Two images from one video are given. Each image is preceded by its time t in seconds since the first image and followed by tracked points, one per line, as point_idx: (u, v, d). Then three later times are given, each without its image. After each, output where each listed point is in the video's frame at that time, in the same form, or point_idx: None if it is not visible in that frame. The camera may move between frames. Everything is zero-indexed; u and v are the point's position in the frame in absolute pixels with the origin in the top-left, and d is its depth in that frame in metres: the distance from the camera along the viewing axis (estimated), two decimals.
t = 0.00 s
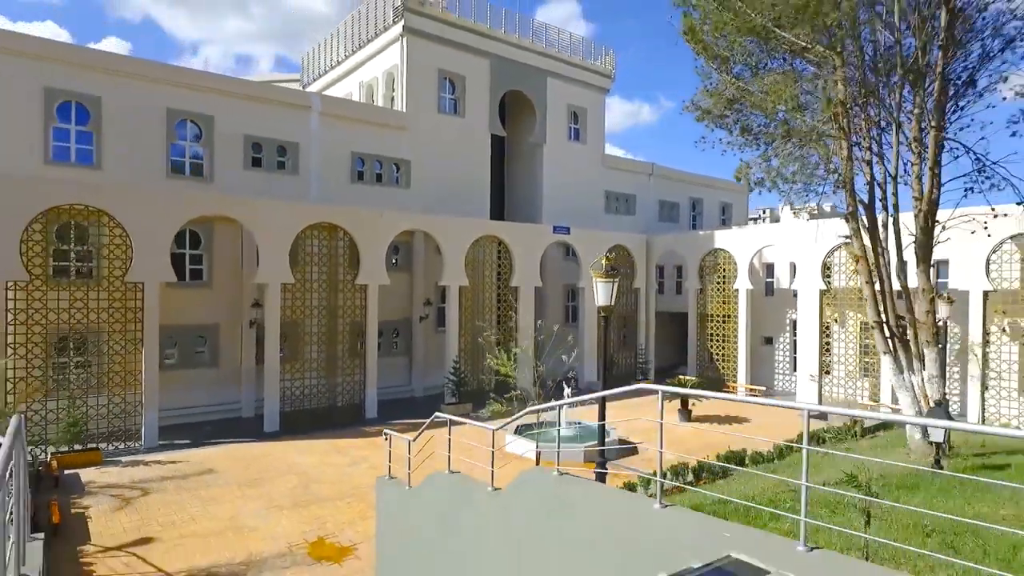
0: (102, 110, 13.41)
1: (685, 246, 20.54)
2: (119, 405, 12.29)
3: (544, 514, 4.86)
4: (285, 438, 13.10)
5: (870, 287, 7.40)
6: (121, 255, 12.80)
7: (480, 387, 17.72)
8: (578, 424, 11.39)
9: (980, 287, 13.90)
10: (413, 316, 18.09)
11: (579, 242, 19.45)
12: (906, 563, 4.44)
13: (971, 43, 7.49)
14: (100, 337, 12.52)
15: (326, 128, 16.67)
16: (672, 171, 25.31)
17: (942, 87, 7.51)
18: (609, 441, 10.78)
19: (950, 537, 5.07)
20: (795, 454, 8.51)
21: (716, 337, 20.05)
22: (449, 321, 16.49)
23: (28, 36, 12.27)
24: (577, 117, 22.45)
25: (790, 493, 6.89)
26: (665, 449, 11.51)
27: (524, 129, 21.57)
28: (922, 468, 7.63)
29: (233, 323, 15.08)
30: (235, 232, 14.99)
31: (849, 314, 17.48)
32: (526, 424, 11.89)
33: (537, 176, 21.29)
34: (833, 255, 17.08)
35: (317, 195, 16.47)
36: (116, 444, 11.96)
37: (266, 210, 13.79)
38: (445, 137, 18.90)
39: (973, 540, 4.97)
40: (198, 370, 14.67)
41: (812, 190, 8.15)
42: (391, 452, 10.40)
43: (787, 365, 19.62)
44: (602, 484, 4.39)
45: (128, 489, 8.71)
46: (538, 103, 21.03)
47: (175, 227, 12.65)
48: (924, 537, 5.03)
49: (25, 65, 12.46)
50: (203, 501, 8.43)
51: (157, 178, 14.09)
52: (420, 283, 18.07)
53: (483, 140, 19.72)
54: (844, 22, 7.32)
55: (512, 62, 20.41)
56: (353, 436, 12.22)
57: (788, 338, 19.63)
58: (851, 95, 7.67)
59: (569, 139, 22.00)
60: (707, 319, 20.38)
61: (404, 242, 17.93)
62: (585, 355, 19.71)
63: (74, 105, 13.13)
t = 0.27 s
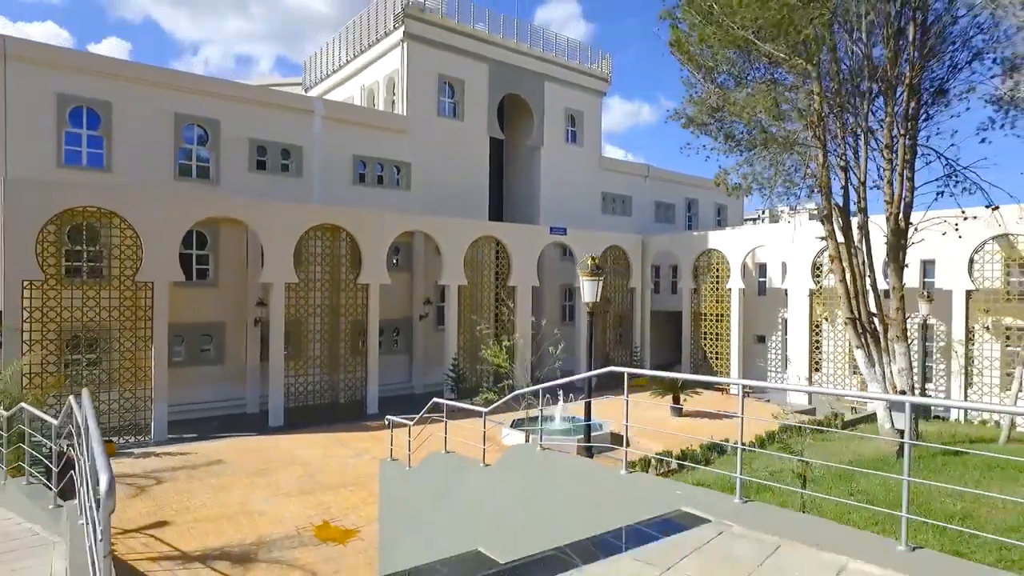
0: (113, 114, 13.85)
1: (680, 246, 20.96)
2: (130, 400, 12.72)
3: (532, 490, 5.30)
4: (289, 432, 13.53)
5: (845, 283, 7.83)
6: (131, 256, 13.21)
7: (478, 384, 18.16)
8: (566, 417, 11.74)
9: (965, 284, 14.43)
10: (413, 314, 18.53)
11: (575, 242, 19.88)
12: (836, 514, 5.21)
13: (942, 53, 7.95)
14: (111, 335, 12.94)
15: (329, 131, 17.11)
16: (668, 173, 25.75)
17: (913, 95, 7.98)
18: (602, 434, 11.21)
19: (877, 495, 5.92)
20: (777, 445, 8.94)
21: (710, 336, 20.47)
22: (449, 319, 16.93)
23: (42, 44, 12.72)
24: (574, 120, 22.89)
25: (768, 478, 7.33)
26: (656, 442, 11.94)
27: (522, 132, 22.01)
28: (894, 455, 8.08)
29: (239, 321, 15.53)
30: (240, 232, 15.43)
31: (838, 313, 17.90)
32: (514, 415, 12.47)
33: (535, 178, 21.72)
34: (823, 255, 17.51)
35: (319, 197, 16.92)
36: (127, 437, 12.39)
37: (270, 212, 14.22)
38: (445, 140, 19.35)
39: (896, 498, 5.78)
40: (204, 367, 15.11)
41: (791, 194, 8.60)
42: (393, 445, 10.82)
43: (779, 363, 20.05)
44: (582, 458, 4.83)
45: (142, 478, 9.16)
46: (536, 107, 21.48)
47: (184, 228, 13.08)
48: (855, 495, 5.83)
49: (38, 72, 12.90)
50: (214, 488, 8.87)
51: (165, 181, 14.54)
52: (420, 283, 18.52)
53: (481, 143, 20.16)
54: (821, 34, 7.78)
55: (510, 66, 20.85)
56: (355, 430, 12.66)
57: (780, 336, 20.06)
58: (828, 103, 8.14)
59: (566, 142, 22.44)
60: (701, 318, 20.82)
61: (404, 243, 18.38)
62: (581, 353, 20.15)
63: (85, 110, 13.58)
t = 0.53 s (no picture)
0: (121, 119, 14.26)
1: (675, 247, 21.34)
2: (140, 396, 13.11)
3: (522, 473, 5.73)
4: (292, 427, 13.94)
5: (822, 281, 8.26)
6: (140, 256, 13.62)
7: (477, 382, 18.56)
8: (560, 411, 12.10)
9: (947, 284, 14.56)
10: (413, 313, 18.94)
11: (572, 242, 20.27)
12: (793, 480, 5.93)
13: (915, 62, 8.38)
14: (121, 333, 13.35)
15: (331, 134, 17.52)
16: (664, 174, 26.15)
17: (889, 102, 8.42)
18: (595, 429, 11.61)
19: (835, 471, 6.63)
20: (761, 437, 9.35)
21: (704, 334, 20.88)
22: (448, 318, 17.34)
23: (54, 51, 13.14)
24: (571, 122, 23.30)
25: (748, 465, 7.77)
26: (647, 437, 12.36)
27: (520, 134, 22.43)
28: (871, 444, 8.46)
29: (243, 320, 15.94)
30: (245, 233, 15.83)
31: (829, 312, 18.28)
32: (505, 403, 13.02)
33: (533, 179, 22.14)
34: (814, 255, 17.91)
35: (321, 198, 17.32)
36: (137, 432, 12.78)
37: (275, 213, 14.63)
38: (444, 143, 19.76)
39: (855, 474, 6.38)
40: (210, 364, 15.52)
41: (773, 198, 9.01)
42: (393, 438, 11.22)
43: (772, 361, 20.44)
44: (569, 441, 5.24)
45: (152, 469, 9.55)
46: (534, 110, 21.89)
47: (191, 229, 13.48)
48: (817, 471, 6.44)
49: (50, 78, 13.31)
50: (222, 479, 9.26)
51: (172, 183, 14.94)
52: (420, 282, 18.94)
53: (480, 146, 20.56)
54: (800, 46, 8.18)
55: (508, 70, 21.25)
56: (357, 426, 13.04)
57: (773, 335, 20.45)
58: (808, 110, 8.53)
59: (564, 144, 22.84)
60: (696, 317, 21.23)
61: (405, 244, 18.82)
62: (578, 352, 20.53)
63: (94, 114, 13.99)
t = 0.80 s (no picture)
0: (132, 124, 14.75)
1: (670, 247, 21.81)
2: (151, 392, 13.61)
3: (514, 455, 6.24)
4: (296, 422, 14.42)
5: (799, 279, 8.76)
6: (152, 256, 14.12)
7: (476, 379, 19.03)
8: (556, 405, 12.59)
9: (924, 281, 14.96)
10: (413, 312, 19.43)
11: (569, 243, 20.74)
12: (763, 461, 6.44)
13: (889, 72, 8.85)
14: (133, 331, 13.84)
15: (334, 138, 18.01)
16: (661, 176, 26.62)
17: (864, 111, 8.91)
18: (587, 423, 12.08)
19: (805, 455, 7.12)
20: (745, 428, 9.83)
21: (698, 333, 21.35)
22: (447, 317, 17.82)
23: (68, 59, 13.64)
24: (569, 125, 23.79)
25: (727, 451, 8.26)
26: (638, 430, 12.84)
27: (519, 137, 22.91)
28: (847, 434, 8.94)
29: (249, 318, 16.44)
30: (252, 234, 16.34)
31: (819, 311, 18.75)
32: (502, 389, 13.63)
33: (531, 181, 22.62)
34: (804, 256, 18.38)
35: (324, 200, 17.81)
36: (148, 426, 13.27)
37: (280, 215, 15.11)
38: (444, 146, 20.24)
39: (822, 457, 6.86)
40: (217, 361, 16.02)
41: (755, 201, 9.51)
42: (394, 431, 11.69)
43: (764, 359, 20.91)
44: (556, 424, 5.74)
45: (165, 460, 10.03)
46: (532, 113, 22.38)
47: (200, 230, 13.97)
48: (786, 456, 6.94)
49: (64, 84, 13.81)
50: (231, 469, 9.74)
51: (181, 186, 15.44)
52: (420, 282, 19.43)
53: (479, 149, 21.05)
54: (779, 58, 8.66)
55: (507, 74, 21.74)
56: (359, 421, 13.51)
57: (766, 333, 20.92)
58: (787, 119, 9.01)
59: (561, 146, 23.32)
60: (690, 316, 21.71)
61: (405, 245, 19.32)
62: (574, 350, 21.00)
63: (106, 120, 14.48)
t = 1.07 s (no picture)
0: (142, 129, 15.24)
1: (665, 248, 22.27)
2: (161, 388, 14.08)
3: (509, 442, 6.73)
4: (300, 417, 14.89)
5: (781, 279, 9.25)
6: (162, 257, 14.58)
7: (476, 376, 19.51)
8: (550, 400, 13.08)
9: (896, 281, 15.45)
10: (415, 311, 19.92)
11: (566, 244, 21.22)
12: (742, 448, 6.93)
13: (868, 83, 9.24)
14: (144, 329, 14.31)
15: (337, 142, 18.50)
16: (657, 178, 27.10)
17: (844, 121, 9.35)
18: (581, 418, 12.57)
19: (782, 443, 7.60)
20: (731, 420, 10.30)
21: (692, 331, 21.82)
22: (447, 315, 18.31)
23: (81, 67, 14.13)
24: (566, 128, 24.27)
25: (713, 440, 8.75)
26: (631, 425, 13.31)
27: (517, 140, 23.39)
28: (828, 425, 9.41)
29: (255, 318, 16.93)
30: (257, 236, 16.82)
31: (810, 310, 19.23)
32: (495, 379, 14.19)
33: (529, 183, 23.11)
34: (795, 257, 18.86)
35: (328, 203, 18.30)
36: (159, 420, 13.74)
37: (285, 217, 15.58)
38: (444, 149, 20.73)
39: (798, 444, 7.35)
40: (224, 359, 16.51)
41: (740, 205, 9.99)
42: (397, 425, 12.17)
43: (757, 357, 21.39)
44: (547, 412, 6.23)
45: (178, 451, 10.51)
46: (530, 117, 22.86)
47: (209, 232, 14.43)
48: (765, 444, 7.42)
49: (77, 92, 14.29)
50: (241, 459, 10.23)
51: (189, 189, 15.93)
52: (421, 282, 19.92)
53: (478, 152, 21.53)
54: (762, 71, 9.09)
55: (506, 79, 22.22)
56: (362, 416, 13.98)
57: (759, 332, 21.39)
58: (770, 128, 9.47)
59: (559, 149, 23.81)
60: (685, 315, 22.19)
61: (407, 246, 19.82)
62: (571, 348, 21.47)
63: (117, 125, 14.97)
